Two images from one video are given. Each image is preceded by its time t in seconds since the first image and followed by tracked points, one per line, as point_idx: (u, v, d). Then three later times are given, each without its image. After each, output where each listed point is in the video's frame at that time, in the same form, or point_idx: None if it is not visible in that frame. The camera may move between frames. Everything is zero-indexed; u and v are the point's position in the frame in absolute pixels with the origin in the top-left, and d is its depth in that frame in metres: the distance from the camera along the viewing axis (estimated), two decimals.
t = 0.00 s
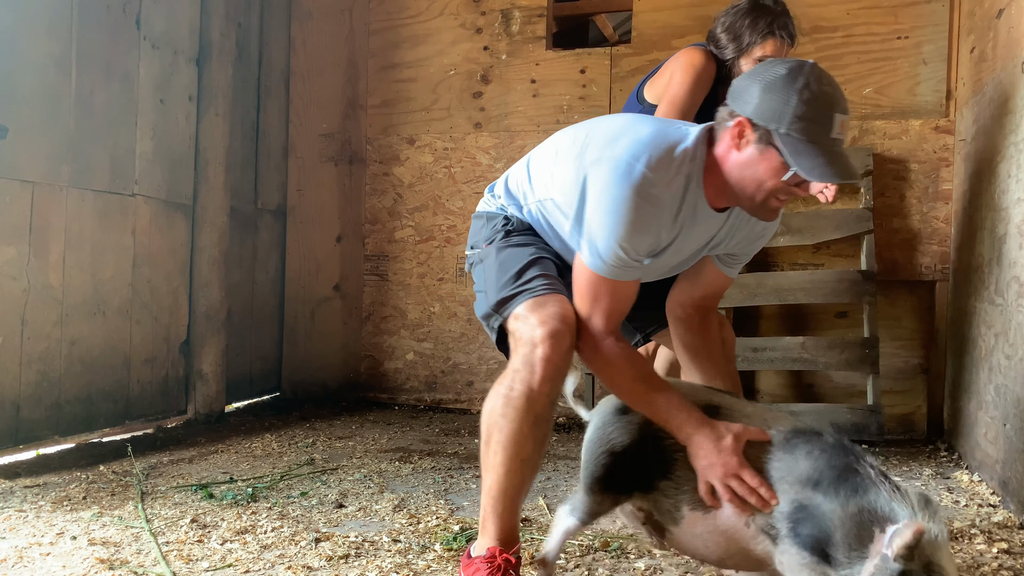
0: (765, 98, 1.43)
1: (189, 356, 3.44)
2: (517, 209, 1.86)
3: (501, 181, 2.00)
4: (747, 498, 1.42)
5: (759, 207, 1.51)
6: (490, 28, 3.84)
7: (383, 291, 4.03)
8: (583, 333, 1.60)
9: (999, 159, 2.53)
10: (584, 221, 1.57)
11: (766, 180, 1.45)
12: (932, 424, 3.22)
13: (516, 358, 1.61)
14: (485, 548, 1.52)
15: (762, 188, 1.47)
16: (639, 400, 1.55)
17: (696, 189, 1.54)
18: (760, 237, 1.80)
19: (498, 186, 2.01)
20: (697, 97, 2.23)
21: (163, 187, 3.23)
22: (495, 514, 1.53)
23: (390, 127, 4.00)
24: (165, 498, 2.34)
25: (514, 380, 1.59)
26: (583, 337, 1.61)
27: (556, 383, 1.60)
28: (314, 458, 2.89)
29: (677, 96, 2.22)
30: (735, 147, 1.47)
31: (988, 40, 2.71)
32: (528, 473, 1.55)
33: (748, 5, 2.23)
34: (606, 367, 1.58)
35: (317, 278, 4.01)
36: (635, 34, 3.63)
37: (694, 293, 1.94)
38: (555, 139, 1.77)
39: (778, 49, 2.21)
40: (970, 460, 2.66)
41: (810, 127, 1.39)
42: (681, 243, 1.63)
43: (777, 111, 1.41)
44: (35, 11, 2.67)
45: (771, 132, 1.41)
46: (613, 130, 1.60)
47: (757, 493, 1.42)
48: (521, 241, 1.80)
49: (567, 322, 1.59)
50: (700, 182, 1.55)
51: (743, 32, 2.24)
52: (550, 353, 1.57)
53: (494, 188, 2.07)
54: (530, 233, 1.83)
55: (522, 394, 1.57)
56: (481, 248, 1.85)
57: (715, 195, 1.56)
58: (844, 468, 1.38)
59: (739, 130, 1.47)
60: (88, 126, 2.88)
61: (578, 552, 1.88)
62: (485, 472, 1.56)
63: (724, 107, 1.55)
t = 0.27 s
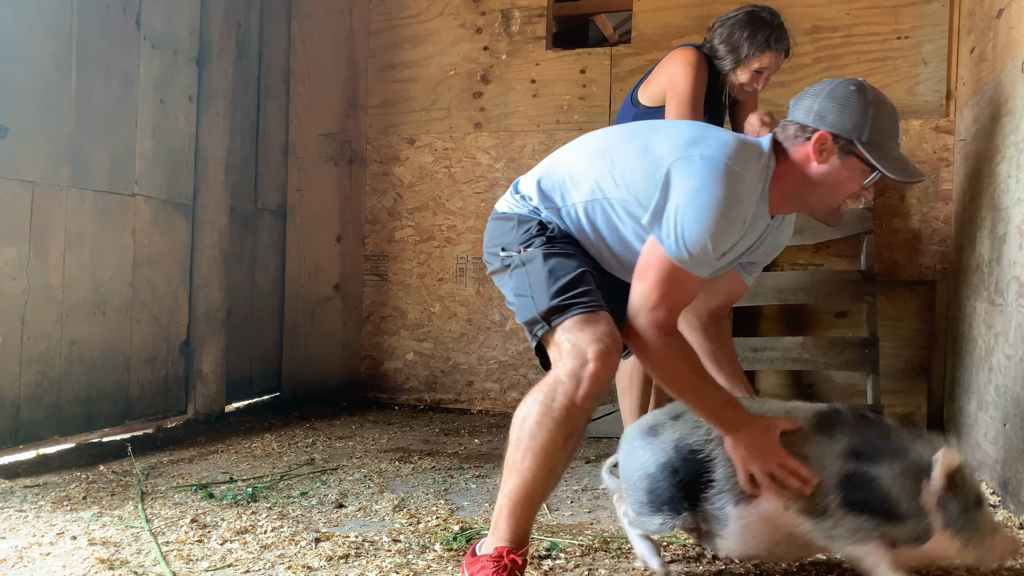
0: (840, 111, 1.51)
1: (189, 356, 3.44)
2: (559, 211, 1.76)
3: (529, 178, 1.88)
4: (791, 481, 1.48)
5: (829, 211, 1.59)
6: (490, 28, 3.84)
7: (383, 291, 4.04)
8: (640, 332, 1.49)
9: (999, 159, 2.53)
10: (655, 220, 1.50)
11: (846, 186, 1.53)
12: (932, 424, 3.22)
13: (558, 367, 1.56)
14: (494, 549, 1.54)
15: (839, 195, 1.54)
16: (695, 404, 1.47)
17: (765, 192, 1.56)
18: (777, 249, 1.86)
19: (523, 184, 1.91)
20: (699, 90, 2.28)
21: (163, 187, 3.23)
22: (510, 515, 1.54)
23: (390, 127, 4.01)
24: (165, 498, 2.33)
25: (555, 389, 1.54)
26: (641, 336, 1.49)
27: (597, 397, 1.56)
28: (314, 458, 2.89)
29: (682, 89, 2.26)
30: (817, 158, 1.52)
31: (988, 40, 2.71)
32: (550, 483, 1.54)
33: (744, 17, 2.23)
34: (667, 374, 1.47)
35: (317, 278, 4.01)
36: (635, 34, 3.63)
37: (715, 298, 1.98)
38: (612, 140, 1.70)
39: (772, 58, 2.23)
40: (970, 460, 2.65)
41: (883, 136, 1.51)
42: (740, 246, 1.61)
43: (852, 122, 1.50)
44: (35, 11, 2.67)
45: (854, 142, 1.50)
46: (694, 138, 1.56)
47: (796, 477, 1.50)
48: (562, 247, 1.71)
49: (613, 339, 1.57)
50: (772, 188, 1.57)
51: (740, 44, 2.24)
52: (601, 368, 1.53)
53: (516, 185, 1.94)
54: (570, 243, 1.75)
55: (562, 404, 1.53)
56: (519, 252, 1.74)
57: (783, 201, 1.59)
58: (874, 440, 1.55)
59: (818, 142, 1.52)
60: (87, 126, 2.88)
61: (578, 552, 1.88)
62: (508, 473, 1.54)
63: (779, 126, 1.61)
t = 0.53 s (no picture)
0: (873, 95, 1.52)
1: (189, 355, 3.44)
2: (596, 202, 1.70)
3: (560, 171, 1.81)
4: (873, 435, 1.53)
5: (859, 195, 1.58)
6: (490, 28, 3.84)
7: (383, 291, 4.03)
8: (723, 331, 1.42)
9: (999, 159, 2.52)
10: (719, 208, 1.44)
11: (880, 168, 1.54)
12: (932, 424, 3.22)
13: (582, 374, 1.55)
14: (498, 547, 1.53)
15: (876, 176, 1.55)
16: (783, 388, 1.46)
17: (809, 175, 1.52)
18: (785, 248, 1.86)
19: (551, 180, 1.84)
20: (686, 84, 2.29)
21: (163, 187, 3.23)
22: (519, 519, 1.52)
23: (390, 127, 4.01)
24: (165, 498, 2.34)
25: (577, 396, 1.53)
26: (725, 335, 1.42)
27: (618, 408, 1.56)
28: (314, 458, 2.89)
29: (665, 83, 2.28)
30: (855, 142, 1.51)
31: (988, 40, 2.70)
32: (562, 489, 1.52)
33: (739, 8, 2.22)
34: (752, 363, 1.43)
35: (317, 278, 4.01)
36: (635, 34, 3.63)
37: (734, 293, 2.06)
38: (652, 129, 1.67)
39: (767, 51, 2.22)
40: (971, 461, 2.65)
41: (912, 118, 1.52)
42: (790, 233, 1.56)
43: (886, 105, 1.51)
44: (35, 11, 2.67)
45: (889, 125, 1.50)
46: (743, 127, 1.53)
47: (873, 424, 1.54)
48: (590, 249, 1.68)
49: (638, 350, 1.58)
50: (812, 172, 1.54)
51: (737, 35, 2.22)
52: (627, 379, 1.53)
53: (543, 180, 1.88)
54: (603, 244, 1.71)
55: (586, 411, 1.52)
56: (554, 248, 1.68)
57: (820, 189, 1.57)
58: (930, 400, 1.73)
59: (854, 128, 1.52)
60: (87, 126, 2.88)
61: (578, 551, 1.88)
62: (520, 470, 1.52)
63: (810, 115, 1.61)
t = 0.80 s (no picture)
0: (899, 93, 1.55)
1: (189, 355, 3.44)
2: (666, 195, 1.55)
3: (611, 168, 1.65)
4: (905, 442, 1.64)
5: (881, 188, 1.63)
6: (490, 29, 3.84)
7: (383, 291, 4.03)
8: (815, 318, 1.38)
9: (999, 159, 2.52)
10: (811, 196, 1.38)
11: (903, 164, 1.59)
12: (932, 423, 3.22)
13: (649, 370, 1.45)
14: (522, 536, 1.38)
15: (897, 168, 1.59)
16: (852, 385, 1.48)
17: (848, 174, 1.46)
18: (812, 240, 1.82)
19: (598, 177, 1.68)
20: (659, 77, 2.26)
21: (163, 187, 3.23)
22: (552, 501, 1.38)
23: (390, 127, 4.01)
24: (165, 498, 2.34)
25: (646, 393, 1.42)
26: (820, 322, 1.39)
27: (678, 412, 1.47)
28: (314, 458, 2.89)
29: (637, 74, 2.25)
30: (885, 136, 1.54)
31: (988, 40, 2.70)
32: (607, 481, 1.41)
33: None
34: (832, 356, 1.43)
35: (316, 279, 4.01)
36: (635, 34, 3.63)
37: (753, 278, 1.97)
38: (715, 124, 1.57)
39: (757, 32, 2.19)
40: (971, 461, 2.65)
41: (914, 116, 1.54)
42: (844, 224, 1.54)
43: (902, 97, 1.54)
44: (35, 11, 2.67)
45: (914, 123, 1.55)
46: (815, 124, 1.49)
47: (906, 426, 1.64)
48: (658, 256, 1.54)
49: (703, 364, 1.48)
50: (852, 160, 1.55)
51: (729, 15, 2.17)
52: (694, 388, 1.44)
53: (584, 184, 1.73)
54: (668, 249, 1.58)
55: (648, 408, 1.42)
56: (624, 250, 1.53)
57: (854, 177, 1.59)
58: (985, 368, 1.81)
59: (883, 122, 1.54)
60: (88, 126, 2.88)
61: (578, 551, 1.88)
62: (564, 455, 1.40)
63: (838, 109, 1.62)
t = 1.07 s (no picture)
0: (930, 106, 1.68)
1: (189, 355, 3.44)
2: (728, 179, 1.56)
3: (662, 160, 1.65)
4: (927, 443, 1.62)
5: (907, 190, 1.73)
6: (490, 29, 3.84)
7: (383, 291, 4.03)
8: (851, 308, 1.44)
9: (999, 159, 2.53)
10: (850, 190, 1.45)
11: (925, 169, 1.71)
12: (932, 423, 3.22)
13: (793, 371, 1.35)
14: None
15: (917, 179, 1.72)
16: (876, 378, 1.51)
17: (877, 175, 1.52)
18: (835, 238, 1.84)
19: (651, 170, 1.65)
20: (657, 93, 2.26)
21: (163, 187, 3.23)
22: (810, 545, 1.26)
23: (390, 127, 4.01)
24: (165, 498, 2.34)
25: (813, 393, 1.31)
26: (855, 312, 1.44)
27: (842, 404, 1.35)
28: (314, 458, 2.89)
29: (638, 91, 2.24)
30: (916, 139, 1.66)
31: (988, 40, 2.71)
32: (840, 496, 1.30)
33: None
34: (860, 347, 1.47)
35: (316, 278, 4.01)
36: (636, 34, 3.63)
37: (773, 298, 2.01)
38: (758, 122, 1.63)
39: (759, 41, 2.20)
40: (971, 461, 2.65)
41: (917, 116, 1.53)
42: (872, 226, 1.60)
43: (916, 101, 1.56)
44: (35, 11, 2.67)
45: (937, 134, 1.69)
46: (857, 124, 1.56)
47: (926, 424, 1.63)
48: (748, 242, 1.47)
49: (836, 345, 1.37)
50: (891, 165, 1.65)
51: (734, 25, 2.17)
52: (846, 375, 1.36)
53: (639, 183, 1.66)
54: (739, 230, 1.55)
55: (830, 410, 1.30)
56: (719, 243, 1.47)
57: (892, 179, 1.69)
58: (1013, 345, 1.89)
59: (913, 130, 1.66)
60: (87, 126, 2.88)
61: (578, 552, 1.88)
62: (789, 498, 1.29)
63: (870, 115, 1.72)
